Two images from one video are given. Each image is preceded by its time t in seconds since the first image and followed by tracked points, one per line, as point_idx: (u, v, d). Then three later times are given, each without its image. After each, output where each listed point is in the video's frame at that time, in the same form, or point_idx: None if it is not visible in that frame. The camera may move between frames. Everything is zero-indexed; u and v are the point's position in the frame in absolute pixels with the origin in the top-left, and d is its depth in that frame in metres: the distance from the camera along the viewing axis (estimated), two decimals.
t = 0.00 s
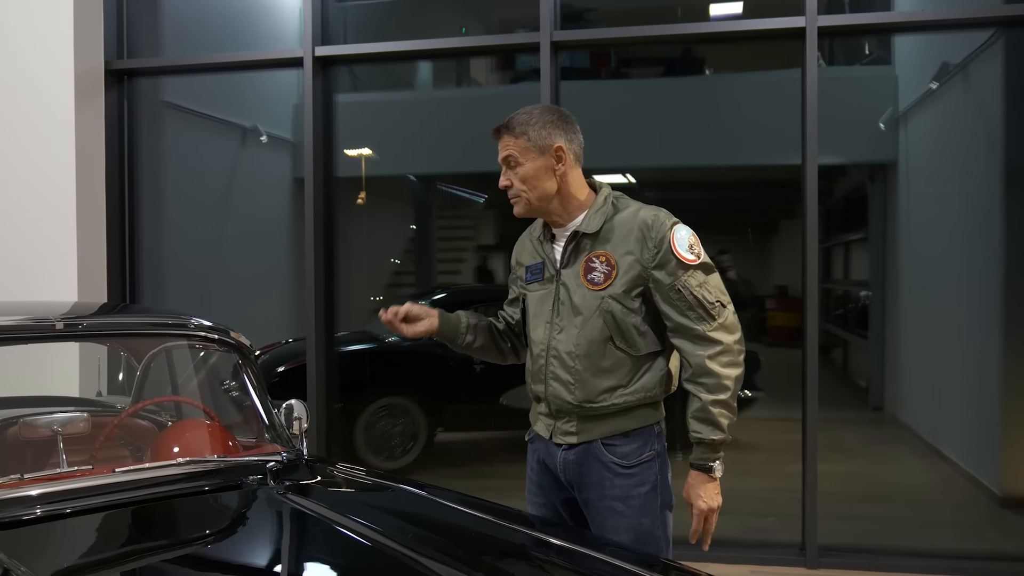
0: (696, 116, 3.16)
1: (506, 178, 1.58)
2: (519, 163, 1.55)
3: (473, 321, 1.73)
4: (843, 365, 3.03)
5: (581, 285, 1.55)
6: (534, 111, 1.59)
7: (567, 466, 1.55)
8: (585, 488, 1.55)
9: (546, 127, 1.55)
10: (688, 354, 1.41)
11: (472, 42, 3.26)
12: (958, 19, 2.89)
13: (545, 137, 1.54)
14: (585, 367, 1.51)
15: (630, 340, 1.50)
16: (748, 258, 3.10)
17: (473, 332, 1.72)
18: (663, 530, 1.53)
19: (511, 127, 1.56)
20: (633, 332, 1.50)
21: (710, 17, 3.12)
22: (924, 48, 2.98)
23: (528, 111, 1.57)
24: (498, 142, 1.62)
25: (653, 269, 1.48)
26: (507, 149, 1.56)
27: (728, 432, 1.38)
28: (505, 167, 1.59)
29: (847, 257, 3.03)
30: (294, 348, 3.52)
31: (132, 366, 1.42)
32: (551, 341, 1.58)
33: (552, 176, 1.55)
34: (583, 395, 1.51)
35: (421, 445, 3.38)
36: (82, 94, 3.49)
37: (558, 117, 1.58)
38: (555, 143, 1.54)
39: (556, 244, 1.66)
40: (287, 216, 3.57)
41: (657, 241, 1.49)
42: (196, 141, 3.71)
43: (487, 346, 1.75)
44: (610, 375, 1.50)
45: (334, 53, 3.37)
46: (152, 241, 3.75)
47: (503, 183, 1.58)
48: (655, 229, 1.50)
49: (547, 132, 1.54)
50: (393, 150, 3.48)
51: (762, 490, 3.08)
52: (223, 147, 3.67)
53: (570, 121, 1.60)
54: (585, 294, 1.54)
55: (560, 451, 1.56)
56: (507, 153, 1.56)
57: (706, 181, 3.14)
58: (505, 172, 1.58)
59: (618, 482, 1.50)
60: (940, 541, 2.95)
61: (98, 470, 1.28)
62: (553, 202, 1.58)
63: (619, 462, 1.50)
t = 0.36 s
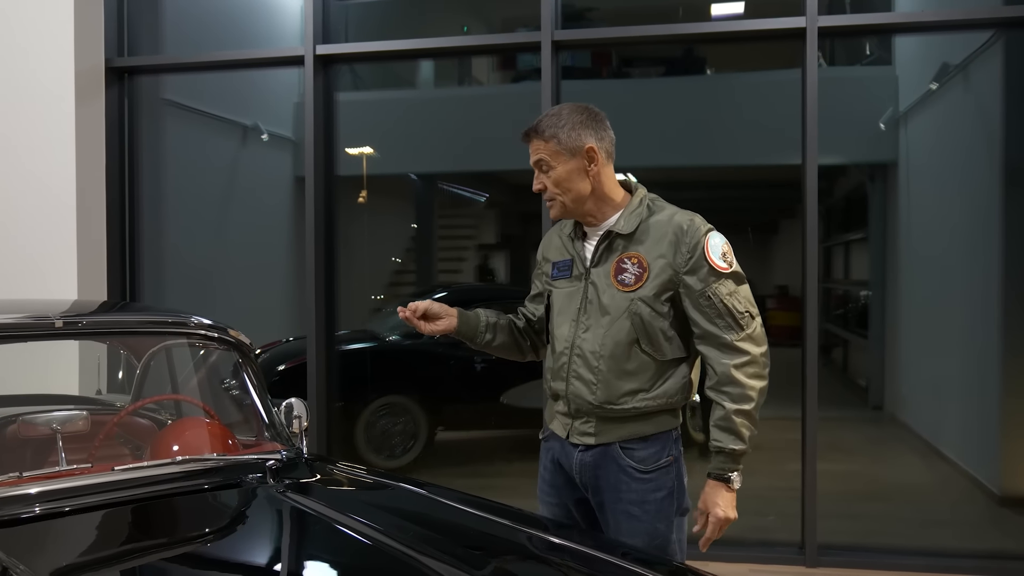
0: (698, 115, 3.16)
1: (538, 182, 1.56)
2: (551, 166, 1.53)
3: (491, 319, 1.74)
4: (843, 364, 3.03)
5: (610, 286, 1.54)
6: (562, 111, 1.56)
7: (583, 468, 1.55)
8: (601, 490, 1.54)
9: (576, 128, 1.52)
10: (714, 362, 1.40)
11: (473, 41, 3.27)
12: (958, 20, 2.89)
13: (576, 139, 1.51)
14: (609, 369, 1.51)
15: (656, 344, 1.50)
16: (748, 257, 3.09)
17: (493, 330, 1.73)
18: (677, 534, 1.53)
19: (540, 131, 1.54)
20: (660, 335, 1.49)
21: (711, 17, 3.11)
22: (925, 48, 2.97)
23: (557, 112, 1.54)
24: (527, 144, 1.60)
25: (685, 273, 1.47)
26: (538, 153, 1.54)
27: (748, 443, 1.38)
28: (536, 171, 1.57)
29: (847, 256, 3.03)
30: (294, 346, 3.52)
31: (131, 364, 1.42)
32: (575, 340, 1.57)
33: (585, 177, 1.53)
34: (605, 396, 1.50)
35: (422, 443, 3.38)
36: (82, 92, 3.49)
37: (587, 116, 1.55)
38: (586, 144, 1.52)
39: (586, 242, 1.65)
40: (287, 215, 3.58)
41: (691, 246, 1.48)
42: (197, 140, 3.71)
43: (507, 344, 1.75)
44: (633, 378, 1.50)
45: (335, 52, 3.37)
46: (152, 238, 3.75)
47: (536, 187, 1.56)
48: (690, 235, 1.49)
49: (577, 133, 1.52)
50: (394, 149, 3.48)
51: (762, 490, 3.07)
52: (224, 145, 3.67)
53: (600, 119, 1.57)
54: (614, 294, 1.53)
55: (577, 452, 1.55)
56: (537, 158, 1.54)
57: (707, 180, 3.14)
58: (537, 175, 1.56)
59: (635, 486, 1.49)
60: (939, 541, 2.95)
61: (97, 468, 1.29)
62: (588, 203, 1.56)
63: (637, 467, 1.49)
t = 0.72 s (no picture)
0: (690, 115, 3.17)
1: (550, 186, 1.56)
2: (562, 171, 1.53)
3: (508, 317, 1.73)
4: (834, 364, 3.05)
5: (620, 290, 1.54)
6: (574, 114, 1.54)
7: (591, 467, 1.55)
8: (609, 489, 1.55)
9: (587, 133, 1.51)
10: (723, 369, 1.39)
11: (465, 40, 3.26)
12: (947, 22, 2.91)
13: (586, 144, 1.50)
14: (617, 373, 1.51)
15: (665, 350, 1.49)
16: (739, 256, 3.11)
17: (509, 328, 1.73)
18: (683, 535, 1.53)
19: (551, 135, 1.53)
20: (669, 341, 1.49)
21: (703, 17, 3.12)
22: (915, 50, 3.00)
23: (568, 116, 1.53)
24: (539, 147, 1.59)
25: (695, 280, 1.45)
26: (549, 158, 1.54)
27: (756, 451, 1.36)
28: (548, 175, 1.57)
29: (837, 257, 3.05)
30: (286, 345, 3.51)
31: (122, 362, 1.41)
32: (585, 342, 1.57)
33: (596, 182, 1.53)
34: (613, 400, 1.50)
35: (414, 442, 3.38)
36: (72, 89, 3.46)
37: (599, 120, 1.53)
38: (597, 149, 1.50)
39: (601, 243, 1.65)
40: (278, 213, 3.57)
41: (702, 252, 1.45)
42: (188, 138, 3.69)
43: (523, 341, 1.75)
44: (642, 382, 1.49)
45: (327, 50, 3.36)
46: (143, 236, 3.73)
47: (547, 191, 1.56)
48: (700, 241, 1.47)
49: (587, 138, 1.51)
50: (386, 147, 3.47)
51: (753, 488, 3.09)
52: (215, 143, 3.65)
53: (612, 122, 1.55)
54: (623, 299, 1.52)
55: (586, 451, 1.56)
56: (549, 162, 1.54)
57: (698, 180, 3.15)
58: (548, 179, 1.56)
59: (642, 487, 1.49)
60: (928, 539, 2.98)
61: (88, 467, 1.28)
62: (599, 207, 1.56)
63: (644, 468, 1.49)
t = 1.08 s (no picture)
0: (677, 116, 3.19)
1: (554, 182, 1.57)
2: (566, 168, 1.54)
3: (507, 305, 1.74)
4: (819, 364, 3.08)
5: (619, 289, 1.55)
6: (583, 113, 1.56)
7: (587, 465, 1.56)
8: (604, 488, 1.56)
9: (594, 132, 1.52)
10: (720, 370, 1.40)
11: (452, 40, 3.26)
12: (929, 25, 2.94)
13: (592, 143, 1.51)
14: (614, 372, 1.52)
15: (662, 350, 1.49)
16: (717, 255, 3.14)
17: (506, 316, 1.74)
18: (677, 535, 1.53)
19: (558, 132, 1.54)
20: (666, 342, 1.49)
21: (690, 18, 3.14)
22: (899, 53, 3.03)
23: (576, 115, 1.54)
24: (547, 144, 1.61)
25: (693, 281, 1.46)
26: (555, 155, 1.55)
27: (752, 453, 1.36)
28: (553, 171, 1.58)
29: (822, 257, 3.07)
30: (272, 344, 3.50)
31: (109, 361, 1.40)
32: (584, 341, 1.59)
33: (599, 182, 1.53)
34: (610, 398, 1.51)
35: (401, 441, 3.37)
36: (58, 87, 3.42)
37: (608, 119, 1.54)
38: (602, 149, 1.52)
39: (603, 242, 1.66)
40: (265, 212, 3.55)
41: (700, 253, 1.46)
42: (175, 136, 3.66)
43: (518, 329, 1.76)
44: (639, 382, 1.50)
45: (316, 48, 3.35)
46: (129, 235, 3.70)
47: (550, 187, 1.58)
48: (698, 242, 1.48)
49: (594, 137, 1.51)
50: (374, 146, 3.46)
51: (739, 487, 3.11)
52: (202, 141, 3.63)
53: (620, 123, 1.56)
54: (622, 298, 1.54)
55: (582, 449, 1.57)
56: (554, 159, 1.55)
57: (683, 181, 3.17)
58: (552, 176, 1.58)
59: (637, 487, 1.50)
60: (911, 536, 3.02)
61: (77, 467, 1.27)
62: (601, 207, 1.57)
63: (640, 467, 1.50)
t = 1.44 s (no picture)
0: (662, 116, 3.21)
1: (554, 165, 1.60)
2: (567, 153, 1.57)
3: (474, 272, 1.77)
4: (802, 363, 3.11)
5: (609, 288, 1.56)
6: (597, 106, 1.60)
7: (577, 464, 1.57)
8: (594, 487, 1.57)
9: (603, 124, 1.55)
10: (709, 370, 1.40)
11: (438, 39, 3.26)
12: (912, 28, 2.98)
13: (597, 134, 1.55)
14: (604, 370, 1.52)
15: (651, 349, 1.50)
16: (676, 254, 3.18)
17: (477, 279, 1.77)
18: (666, 536, 1.54)
19: (570, 117, 1.59)
20: (655, 341, 1.50)
21: (674, 19, 3.16)
22: (881, 56, 3.07)
23: (590, 104, 1.58)
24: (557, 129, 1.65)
25: (682, 280, 1.47)
26: (561, 137, 1.59)
27: (742, 454, 1.37)
28: (555, 155, 1.61)
29: (805, 258, 3.10)
30: (257, 343, 3.47)
31: (97, 360, 1.40)
32: (575, 339, 1.59)
33: (594, 173, 1.56)
34: (600, 396, 1.52)
35: (387, 441, 3.37)
36: (43, 83, 3.38)
37: (619, 116, 1.58)
38: (605, 142, 1.55)
39: (594, 240, 1.66)
40: (251, 211, 3.53)
41: (689, 253, 1.47)
42: (161, 134, 3.63)
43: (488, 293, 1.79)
44: (628, 380, 1.51)
45: (303, 47, 3.33)
46: (115, 234, 3.66)
47: (549, 168, 1.61)
48: (688, 242, 1.49)
49: (600, 128, 1.55)
50: (359, 144, 3.45)
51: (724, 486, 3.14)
52: (187, 138, 3.60)
53: (630, 124, 1.59)
54: (612, 297, 1.54)
55: (573, 448, 1.58)
56: (559, 141, 1.58)
57: (668, 181, 3.19)
58: (554, 159, 1.61)
59: (626, 487, 1.51)
60: (893, 534, 3.05)
61: (68, 467, 1.26)
62: (591, 198, 1.58)
63: (629, 468, 1.51)
